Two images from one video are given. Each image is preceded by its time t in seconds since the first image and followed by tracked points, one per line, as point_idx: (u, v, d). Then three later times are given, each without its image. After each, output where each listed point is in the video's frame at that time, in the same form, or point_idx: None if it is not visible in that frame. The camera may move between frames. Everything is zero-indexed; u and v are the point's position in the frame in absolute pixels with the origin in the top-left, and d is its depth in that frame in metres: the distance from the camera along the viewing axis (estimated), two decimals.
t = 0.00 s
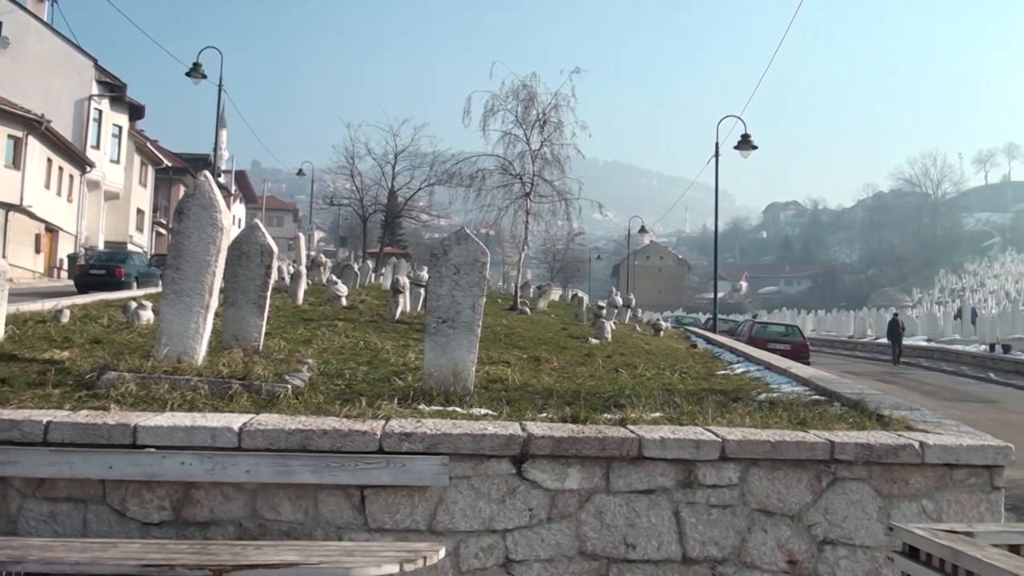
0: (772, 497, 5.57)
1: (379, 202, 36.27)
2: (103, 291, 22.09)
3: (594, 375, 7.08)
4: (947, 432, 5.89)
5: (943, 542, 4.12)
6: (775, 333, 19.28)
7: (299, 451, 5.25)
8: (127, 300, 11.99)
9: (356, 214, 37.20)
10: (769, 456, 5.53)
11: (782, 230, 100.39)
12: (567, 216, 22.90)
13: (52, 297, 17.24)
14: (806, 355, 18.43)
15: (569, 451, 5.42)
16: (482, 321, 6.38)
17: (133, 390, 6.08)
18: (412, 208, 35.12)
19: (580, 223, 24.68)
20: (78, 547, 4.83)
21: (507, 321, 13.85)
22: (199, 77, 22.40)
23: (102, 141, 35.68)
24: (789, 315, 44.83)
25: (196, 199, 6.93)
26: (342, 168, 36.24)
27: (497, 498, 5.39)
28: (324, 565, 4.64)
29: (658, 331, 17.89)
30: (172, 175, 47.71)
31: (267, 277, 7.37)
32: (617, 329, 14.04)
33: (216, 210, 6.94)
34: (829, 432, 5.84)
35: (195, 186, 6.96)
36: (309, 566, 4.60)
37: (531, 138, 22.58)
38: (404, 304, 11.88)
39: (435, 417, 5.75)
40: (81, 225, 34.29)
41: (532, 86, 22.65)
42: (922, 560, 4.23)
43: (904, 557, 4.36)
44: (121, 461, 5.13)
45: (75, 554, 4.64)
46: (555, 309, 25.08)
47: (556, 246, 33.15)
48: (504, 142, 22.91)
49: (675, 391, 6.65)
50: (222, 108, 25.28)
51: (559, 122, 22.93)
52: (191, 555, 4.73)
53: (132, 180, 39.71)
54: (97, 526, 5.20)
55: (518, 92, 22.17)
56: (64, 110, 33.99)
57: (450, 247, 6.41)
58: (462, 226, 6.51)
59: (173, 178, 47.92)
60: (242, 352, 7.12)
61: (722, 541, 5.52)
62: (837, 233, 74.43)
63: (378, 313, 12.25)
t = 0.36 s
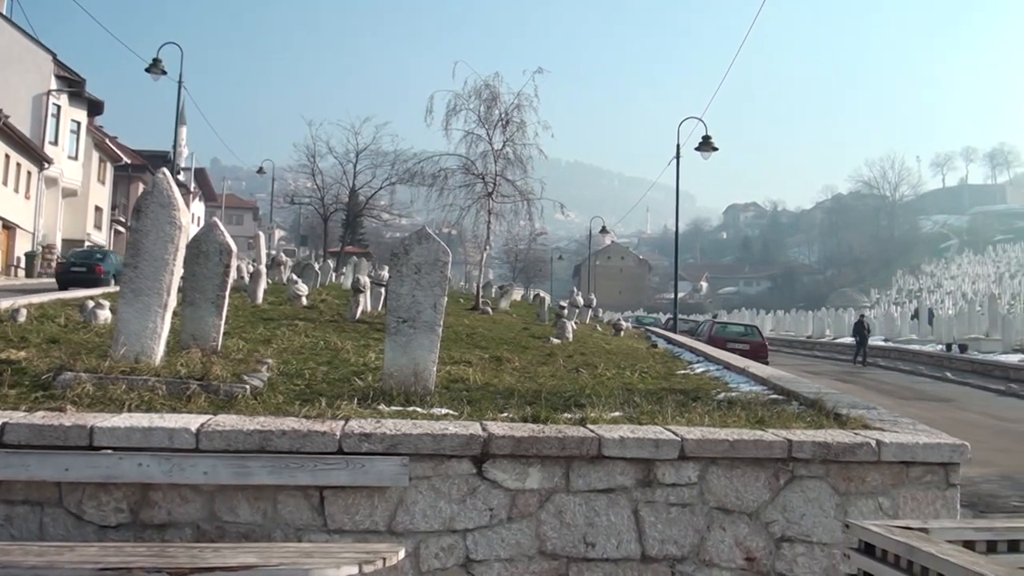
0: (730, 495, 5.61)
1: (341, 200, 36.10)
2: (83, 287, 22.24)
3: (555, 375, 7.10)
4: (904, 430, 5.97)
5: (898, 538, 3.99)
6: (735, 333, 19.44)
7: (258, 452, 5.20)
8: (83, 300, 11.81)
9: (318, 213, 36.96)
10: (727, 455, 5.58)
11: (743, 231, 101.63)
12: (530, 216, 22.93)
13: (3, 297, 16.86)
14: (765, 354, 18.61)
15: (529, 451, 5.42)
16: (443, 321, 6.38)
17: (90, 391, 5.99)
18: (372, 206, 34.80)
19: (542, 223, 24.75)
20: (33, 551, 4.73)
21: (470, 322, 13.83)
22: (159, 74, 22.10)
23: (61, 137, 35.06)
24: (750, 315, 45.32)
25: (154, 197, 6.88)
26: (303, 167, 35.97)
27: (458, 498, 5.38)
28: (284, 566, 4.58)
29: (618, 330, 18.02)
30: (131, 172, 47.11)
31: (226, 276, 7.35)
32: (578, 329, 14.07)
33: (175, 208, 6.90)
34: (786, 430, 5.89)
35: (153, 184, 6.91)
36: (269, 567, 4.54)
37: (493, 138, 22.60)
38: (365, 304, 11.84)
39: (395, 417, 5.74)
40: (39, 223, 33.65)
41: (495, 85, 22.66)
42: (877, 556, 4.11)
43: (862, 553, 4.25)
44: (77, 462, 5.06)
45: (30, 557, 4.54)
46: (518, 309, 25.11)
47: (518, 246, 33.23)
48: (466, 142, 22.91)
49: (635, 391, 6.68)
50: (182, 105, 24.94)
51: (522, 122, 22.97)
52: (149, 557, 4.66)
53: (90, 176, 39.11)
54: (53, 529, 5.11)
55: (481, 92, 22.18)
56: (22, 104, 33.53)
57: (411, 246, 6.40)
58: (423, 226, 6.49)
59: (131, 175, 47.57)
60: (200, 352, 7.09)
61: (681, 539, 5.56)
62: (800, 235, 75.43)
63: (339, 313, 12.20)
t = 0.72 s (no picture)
0: (686, 494, 5.62)
1: (299, 199, 35.83)
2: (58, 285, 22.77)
3: (513, 374, 7.11)
4: (859, 429, 6.02)
5: (852, 535, 3.85)
6: (693, 332, 19.60)
7: (213, 454, 5.10)
8: (35, 299, 11.60)
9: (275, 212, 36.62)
10: (684, 454, 5.60)
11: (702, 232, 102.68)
12: (489, 216, 22.93)
13: None
14: (722, 354, 18.77)
15: (487, 450, 5.39)
16: (401, 321, 6.39)
17: (43, 391, 5.88)
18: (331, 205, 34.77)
19: (502, 223, 24.77)
20: None
21: (428, 321, 13.76)
22: (116, 69, 21.73)
23: (16, 132, 34.34)
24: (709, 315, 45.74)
25: (109, 194, 6.76)
26: (262, 164, 35.58)
27: (416, 498, 5.33)
28: (239, 567, 4.47)
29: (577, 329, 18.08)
30: (87, 169, 46.29)
31: (182, 275, 7.28)
32: (537, 329, 14.04)
33: (131, 206, 6.80)
34: (742, 429, 5.92)
35: (109, 181, 6.79)
36: (224, 569, 4.43)
37: (453, 137, 22.58)
38: (323, 303, 11.82)
39: (351, 418, 5.71)
40: None
41: (455, 85, 22.65)
42: (831, 553, 3.96)
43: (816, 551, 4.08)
44: (30, 464, 4.95)
45: None
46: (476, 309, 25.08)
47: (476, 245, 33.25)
48: (426, 142, 22.86)
49: (592, 390, 6.71)
50: (139, 101, 24.53)
51: (482, 122, 22.99)
52: (103, 561, 4.54)
53: (46, 172, 38.39)
54: (5, 532, 4.99)
55: (441, 91, 22.16)
56: None
57: (369, 245, 6.41)
58: (381, 225, 6.51)
59: (87, 172, 46.72)
60: (156, 352, 7.04)
61: (638, 538, 5.56)
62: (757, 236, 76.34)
63: (298, 312, 12.17)
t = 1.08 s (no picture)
0: (645, 492, 5.43)
1: (258, 198, 35.52)
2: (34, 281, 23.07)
3: (474, 373, 7.12)
4: (817, 428, 5.92)
5: (807, 531, 3.73)
6: (652, 332, 19.75)
7: (170, 454, 4.83)
8: None
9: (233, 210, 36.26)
10: (643, 453, 5.40)
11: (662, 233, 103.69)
12: (450, 215, 22.93)
13: None
14: (681, 354, 18.88)
15: (447, 450, 5.16)
16: (360, 321, 6.37)
17: None
18: (290, 204, 34.99)
19: (463, 223, 24.79)
20: None
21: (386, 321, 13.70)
22: (73, 63, 21.28)
23: None
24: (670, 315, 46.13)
25: (65, 192, 6.68)
26: (220, 162, 35.19)
27: (374, 499, 5.08)
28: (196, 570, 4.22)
29: (537, 328, 18.09)
30: (43, 165, 45.38)
31: (139, 274, 7.20)
32: (496, 329, 14.01)
33: (87, 204, 6.70)
34: (703, 429, 5.77)
35: (64, 178, 6.70)
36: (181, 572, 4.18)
37: (413, 136, 22.54)
38: (283, 302, 11.79)
39: (313, 420, 5.52)
40: None
41: (416, 84, 22.60)
42: (789, 551, 3.83)
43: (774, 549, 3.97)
44: None
45: None
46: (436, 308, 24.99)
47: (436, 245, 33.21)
48: (386, 140, 22.74)
49: (552, 390, 6.72)
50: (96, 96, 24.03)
51: (443, 121, 22.97)
52: (58, 564, 4.27)
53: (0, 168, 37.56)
54: None
55: (402, 90, 22.10)
56: None
57: (327, 244, 6.36)
58: (340, 224, 6.46)
59: (44, 168, 45.78)
60: (112, 352, 6.95)
61: (596, 536, 5.35)
62: (717, 236, 77.22)
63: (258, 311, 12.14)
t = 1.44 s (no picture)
0: (608, 491, 5.27)
1: (220, 196, 35.16)
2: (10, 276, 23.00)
3: (437, 373, 7.12)
4: (777, 428, 5.82)
5: (766, 528, 3.59)
6: (615, 331, 19.86)
7: (130, 456, 4.60)
8: None
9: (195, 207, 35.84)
10: (605, 452, 5.24)
11: (627, 233, 104.39)
12: (414, 214, 22.86)
13: None
14: (644, 354, 19.00)
15: (409, 450, 4.97)
16: (323, 320, 6.34)
17: None
18: (253, 202, 34.70)
19: (427, 222, 24.73)
20: None
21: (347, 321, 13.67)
22: (33, 56, 20.83)
23: None
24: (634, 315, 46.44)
25: (24, 188, 6.58)
26: (182, 159, 34.76)
27: (337, 500, 4.87)
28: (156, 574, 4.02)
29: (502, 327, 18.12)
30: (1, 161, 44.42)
31: (99, 272, 7.10)
32: (459, 328, 14.02)
33: (47, 201, 6.61)
34: (667, 428, 5.63)
35: (24, 174, 6.60)
36: None
37: (377, 135, 22.44)
38: (245, 301, 11.74)
39: (277, 420, 5.34)
40: None
41: (381, 82, 22.49)
42: (747, 548, 3.68)
43: (732, 546, 3.81)
44: None
45: None
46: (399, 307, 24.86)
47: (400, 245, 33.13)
48: (349, 138, 22.57)
49: (516, 390, 6.73)
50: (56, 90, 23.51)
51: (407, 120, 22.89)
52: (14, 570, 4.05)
53: None
54: None
55: (366, 88, 21.99)
56: None
57: (290, 243, 6.32)
58: (303, 223, 6.42)
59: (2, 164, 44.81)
60: (71, 352, 6.85)
61: (560, 536, 5.19)
62: (681, 237, 77.99)
63: (219, 310, 12.05)
